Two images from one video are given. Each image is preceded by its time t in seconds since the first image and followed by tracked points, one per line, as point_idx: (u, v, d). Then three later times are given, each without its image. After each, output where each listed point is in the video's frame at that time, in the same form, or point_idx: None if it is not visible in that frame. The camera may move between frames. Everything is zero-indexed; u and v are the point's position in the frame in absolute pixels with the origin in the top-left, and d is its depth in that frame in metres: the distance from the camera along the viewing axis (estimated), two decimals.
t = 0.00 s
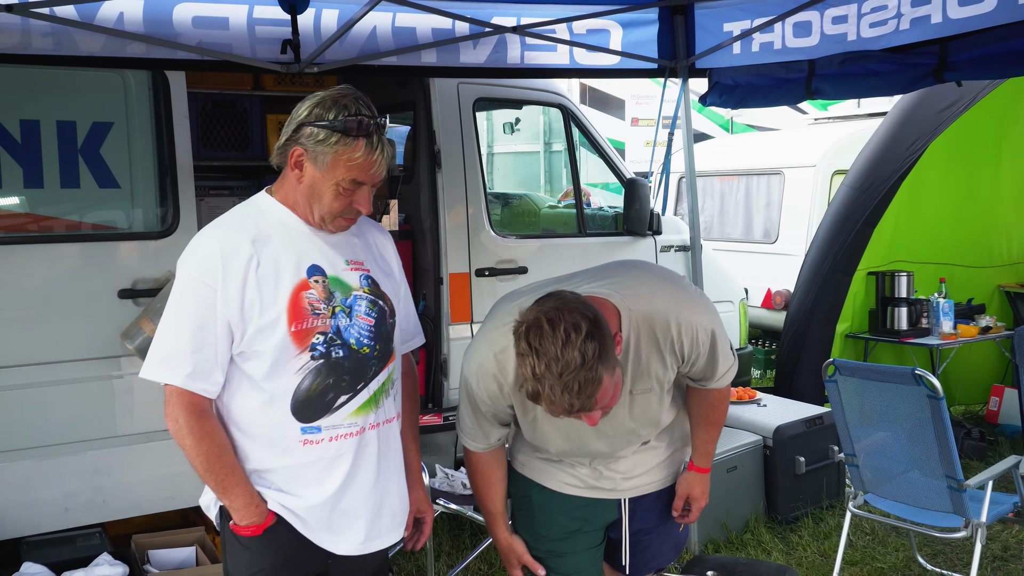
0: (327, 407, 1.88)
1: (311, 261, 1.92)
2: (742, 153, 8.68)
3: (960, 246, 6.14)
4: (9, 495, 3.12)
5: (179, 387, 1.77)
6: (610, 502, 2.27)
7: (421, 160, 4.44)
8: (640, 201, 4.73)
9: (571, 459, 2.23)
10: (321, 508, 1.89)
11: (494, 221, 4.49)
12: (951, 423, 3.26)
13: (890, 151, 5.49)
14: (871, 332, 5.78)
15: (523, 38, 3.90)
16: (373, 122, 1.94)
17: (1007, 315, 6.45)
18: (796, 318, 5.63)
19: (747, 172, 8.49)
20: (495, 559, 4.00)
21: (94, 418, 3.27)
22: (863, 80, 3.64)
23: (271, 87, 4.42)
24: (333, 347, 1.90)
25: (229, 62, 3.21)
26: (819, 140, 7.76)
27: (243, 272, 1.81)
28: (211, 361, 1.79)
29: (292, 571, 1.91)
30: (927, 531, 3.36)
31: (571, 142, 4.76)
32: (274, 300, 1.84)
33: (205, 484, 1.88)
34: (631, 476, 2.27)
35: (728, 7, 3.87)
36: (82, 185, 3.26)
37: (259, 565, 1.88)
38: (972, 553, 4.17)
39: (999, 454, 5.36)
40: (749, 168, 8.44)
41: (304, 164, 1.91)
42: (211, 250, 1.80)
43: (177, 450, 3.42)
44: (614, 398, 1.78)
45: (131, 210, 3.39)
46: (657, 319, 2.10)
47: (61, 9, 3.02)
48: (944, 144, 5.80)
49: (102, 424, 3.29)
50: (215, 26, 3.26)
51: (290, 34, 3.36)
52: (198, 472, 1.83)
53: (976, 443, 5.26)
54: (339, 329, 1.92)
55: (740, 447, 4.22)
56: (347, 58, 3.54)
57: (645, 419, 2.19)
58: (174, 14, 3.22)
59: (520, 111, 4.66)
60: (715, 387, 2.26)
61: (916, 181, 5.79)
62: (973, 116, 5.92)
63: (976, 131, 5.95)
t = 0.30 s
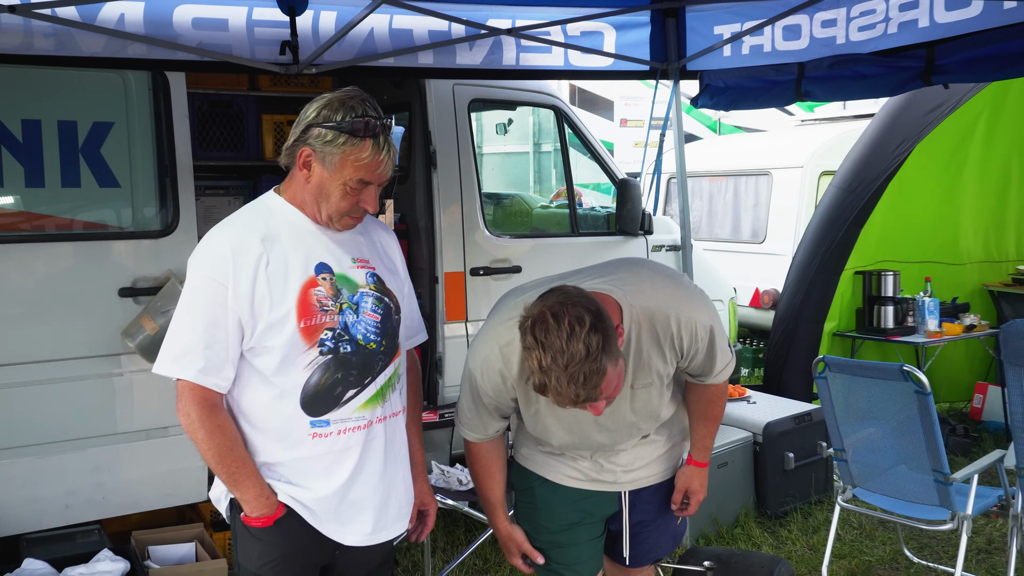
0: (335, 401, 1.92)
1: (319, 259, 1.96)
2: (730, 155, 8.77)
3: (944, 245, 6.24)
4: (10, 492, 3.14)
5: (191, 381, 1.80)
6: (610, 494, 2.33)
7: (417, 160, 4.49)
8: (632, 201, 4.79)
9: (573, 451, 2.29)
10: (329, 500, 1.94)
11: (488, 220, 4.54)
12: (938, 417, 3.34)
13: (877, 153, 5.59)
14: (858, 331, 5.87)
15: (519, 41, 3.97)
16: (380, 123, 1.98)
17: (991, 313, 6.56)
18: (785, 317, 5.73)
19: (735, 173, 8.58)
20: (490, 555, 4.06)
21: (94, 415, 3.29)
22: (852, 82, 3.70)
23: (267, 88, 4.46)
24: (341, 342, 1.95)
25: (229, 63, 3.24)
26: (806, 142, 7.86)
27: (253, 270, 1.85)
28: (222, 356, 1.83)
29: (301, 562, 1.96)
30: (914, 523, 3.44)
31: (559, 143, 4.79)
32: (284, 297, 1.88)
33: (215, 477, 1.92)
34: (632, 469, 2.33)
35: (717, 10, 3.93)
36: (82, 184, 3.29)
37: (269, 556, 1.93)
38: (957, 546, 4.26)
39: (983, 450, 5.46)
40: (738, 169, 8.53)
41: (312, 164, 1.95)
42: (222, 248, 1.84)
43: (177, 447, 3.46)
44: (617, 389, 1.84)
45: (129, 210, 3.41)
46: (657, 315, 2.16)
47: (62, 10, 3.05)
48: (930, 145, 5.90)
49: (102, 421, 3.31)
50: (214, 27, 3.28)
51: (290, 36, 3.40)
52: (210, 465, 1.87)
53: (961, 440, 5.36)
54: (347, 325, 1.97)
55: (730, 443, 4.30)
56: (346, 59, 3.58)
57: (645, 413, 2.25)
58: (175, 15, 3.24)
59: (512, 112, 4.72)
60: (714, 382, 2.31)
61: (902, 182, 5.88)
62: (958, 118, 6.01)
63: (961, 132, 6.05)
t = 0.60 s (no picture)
0: (334, 399, 1.95)
1: (317, 259, 1.98)
2: (705, 156, 8.89)
3: (915, 245, 6.37)
4: None
5: (193, 380, 1.82)
6: (600, 489, 2.38)
7: (400, 161, 4.51)
8: (612, 202, 4.86)
9: (565, 446, 2.34)
10: (328, 495, 1.96)
11: (471, 220, 4.58)
12: (913, 412, 3.44)
13: (851, 155, 5.71)
14: (832, 329, 5.98)
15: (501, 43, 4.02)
16: (377, 127, 2.01)
17: (960, 311, 6.72)
18: (761, 316, 5.82)
19: (711, 174, 8.70)
20: (475, 552, 4.09)
21: (80, 417, 3.29)
22: (830, 87, 3.72)
23: (248, 89, 4.41)
24: (340, 341, 1.97)
25: (215, 65, 3.25)
26: (780, 144, 7.99)
27: (253, 270, 1.88)
28: (223, 355, 1.85)
29: (301, 557, 1.99)
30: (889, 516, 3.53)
31: (537, 144, 4.82)
32: (283, 296, 1.91)
33: (216, 474, 1.94)
34: (621, 464, 2.39)
35: (695, 15, 3.97)
36: (68, 185, 3.28)
37: (270, 551, 1.96)
38: (930, 538, 4.37)
39: (953, 445, 5.59)
40: (714, 171, 8.65)
41: (310, 166, 1.97)
42: (222, 249, 1.86)
43: (164, 447, 3.45)
44: (612, 383, 1.88)
45: (113, 210, 3.41)
46: (650, 312, 2.21)
47: (48, 11, 3.04)
48: (901, 148, 6.03)
49: (89, 422, 3.30)
50: (200, 30, 3.29)
51: (275, 38, 3.41)
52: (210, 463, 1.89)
53: (932, 435, 5.49)
54: (345, 324, 1.99)
55: (710, 440, 4.38)
56: (331, 62, 3.60)
57: (636, 409, 2.30)
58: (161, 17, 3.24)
59: (493, 113, 4.74)
60: (702, 379, 2.38)
61: (875, 184, 6.01)
62: (928, 121, 6.15)
63: (931, 134, 6.19)
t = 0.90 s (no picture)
0: (319, 394, 1.97)
1: (300, 256, 2.00)
2: (668, 157, 9.01)
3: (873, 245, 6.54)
4: None
5: (177, 376, 1.83)
6: (577, 482, 2.43)
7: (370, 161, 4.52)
8: (580, 202, 4.89)
9: (544, 438, 2.38)
10: (312, 489, 1.98)
11: (440, 219, 4.59)
12: (875, 404, 3.54)
13: (813, 157, 5.85)
14: (794, 327, 6.11)
15: (470, 45, 4.04)
16: (361, 126, 2.03)
17: (916, 309, 6.91)
18: (726, 313, 5.94)
19: (674, 175, 8.82)
20: (446, 549, 4.11)
21: (48, 418, 3.24)
22: (791, 88, 3.90)
23: (217, 88, 4.41)
24: (324, 337, 1.99)
25: (186, 63, 3.23)
26: (741, 145, 8.13)
27: (237, 267, 1.88)
28: (208, 352, 1.86)
29: (285, 552, 2.00)
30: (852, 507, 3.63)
31: (501, 144, 4.85)
32: (267, 292, 1.92)
33: (199, 470, 1.94)
34: (598, 456, 2.43)
35: (662, 17, 4.03)
36: (36, 184, 3.24)
37: (254, 546, 1.97)
38: (891, 529, 4.50)
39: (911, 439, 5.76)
40: (677, 171, 8.77)
41: (294, 165, 1.99)
42: (207, 245, 1.87)
43: (135, 448, 3.42)
44: (593, 371, 1.92)
45: (81, 210, 3.37)
46: (628, 304, 2.27)
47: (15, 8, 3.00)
48: (860, 150, 6.19)
49: (57, 423, 3.25)
50: (170, 28, 3.26)
51: (246, 37, 3.40)
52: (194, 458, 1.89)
53: (890, 429, 5.65)
54: (328, 320, 2.01)
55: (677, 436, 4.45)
56: (302, 61, 3.59)
57: (614, 401, 2.35)
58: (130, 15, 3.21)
59: (461, 114, 4.75)
60: (677, 371, 2.44)
61: (835, 184, 6.16)
62: (886, 124, 6.32)
63: (889, 137, 6.36)
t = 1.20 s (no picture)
0: (300, 386, 1.99)
1: (281, 251, 2.02)
2: (634, 157, 9.12)
3: (835, 242, 6.69)
4: None
5: (160, 370, 1.84)
6: (554, 470, 2.47)
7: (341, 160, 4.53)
8: (549, 200, 4.95)
9: (521, 425, 2.42)
10: (294, 481, 2.00)
11: (411, 217, 4.61)
12: (838, 395, 3.65)
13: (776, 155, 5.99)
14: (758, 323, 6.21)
15: (440, 45, 4.09)
16: (342, 122, 2.05)
17: (876, 305, 7.08)
18: (692, 310, 6.05)
19: (640, 174, 8.93)
20: (419, 545, 4.13)
21: (17, 418, 3.20)
22: (757, 89, 3.96)
23: (184, 86, 4.37)
24: (306, 330, 2.01)
25: (157, 60, 3.21)
26: (706, 145, 8.26)
27: (219, 261, 1.90)
28: (190, 345, 1.87)
29: (268, 543, 2.02)
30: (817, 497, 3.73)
31: (468, 144, 4.87)
32: (249, 287, 1.94)
33: (181, 463, 1.95)
34: (574, 444, 2.48)
35: (628, 19, 4.09)
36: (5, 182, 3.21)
37: (237, 538, 1.98)
38: (854, 519, 4.63)
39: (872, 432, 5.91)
40: (643, 171, 8.87)
41: (275, 161, 2.00)
42: (188, 240, 1.88)
43: (106, 447, 3.39)
44: (570, 341, 1.97)
45: (49, 209, 3.33)
46: (603, 283, 2.34)
47: None
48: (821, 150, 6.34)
49: (25, 423, 3.21)
50: (140, 26, 3.25)
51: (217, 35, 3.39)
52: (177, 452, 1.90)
53: (852, 423, 5.79)
54: (309, 314, 2.03)
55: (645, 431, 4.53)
56: (273, 60, 3.59)
57: (590, 386, 2.40)
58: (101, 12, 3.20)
59: (429, 113, 4.77)
60: (649, 355, 2.50)
61: (797, 183, 6.30)
62: (846, 124, 6.48)
63: (849, 137, 6.52)
